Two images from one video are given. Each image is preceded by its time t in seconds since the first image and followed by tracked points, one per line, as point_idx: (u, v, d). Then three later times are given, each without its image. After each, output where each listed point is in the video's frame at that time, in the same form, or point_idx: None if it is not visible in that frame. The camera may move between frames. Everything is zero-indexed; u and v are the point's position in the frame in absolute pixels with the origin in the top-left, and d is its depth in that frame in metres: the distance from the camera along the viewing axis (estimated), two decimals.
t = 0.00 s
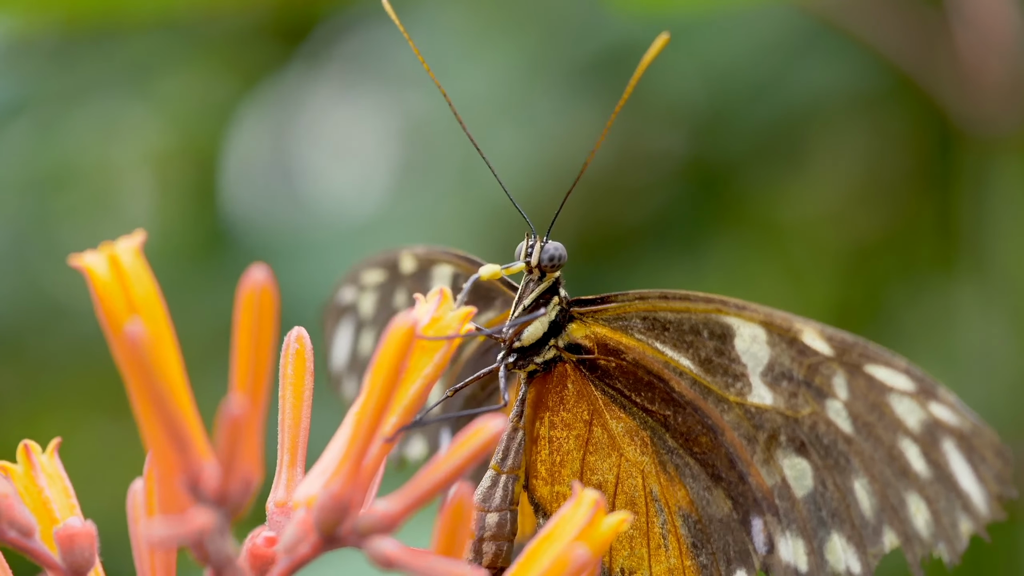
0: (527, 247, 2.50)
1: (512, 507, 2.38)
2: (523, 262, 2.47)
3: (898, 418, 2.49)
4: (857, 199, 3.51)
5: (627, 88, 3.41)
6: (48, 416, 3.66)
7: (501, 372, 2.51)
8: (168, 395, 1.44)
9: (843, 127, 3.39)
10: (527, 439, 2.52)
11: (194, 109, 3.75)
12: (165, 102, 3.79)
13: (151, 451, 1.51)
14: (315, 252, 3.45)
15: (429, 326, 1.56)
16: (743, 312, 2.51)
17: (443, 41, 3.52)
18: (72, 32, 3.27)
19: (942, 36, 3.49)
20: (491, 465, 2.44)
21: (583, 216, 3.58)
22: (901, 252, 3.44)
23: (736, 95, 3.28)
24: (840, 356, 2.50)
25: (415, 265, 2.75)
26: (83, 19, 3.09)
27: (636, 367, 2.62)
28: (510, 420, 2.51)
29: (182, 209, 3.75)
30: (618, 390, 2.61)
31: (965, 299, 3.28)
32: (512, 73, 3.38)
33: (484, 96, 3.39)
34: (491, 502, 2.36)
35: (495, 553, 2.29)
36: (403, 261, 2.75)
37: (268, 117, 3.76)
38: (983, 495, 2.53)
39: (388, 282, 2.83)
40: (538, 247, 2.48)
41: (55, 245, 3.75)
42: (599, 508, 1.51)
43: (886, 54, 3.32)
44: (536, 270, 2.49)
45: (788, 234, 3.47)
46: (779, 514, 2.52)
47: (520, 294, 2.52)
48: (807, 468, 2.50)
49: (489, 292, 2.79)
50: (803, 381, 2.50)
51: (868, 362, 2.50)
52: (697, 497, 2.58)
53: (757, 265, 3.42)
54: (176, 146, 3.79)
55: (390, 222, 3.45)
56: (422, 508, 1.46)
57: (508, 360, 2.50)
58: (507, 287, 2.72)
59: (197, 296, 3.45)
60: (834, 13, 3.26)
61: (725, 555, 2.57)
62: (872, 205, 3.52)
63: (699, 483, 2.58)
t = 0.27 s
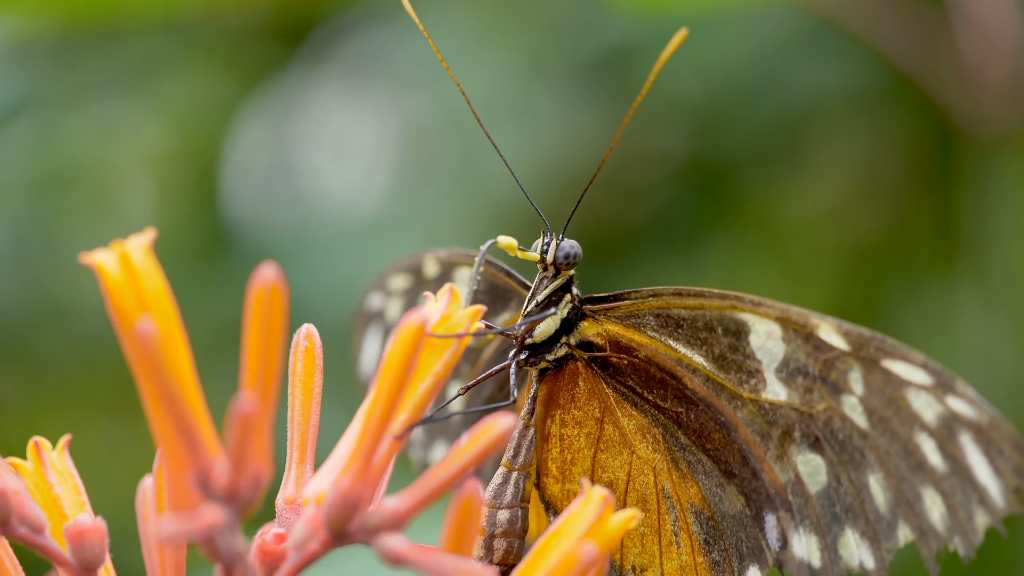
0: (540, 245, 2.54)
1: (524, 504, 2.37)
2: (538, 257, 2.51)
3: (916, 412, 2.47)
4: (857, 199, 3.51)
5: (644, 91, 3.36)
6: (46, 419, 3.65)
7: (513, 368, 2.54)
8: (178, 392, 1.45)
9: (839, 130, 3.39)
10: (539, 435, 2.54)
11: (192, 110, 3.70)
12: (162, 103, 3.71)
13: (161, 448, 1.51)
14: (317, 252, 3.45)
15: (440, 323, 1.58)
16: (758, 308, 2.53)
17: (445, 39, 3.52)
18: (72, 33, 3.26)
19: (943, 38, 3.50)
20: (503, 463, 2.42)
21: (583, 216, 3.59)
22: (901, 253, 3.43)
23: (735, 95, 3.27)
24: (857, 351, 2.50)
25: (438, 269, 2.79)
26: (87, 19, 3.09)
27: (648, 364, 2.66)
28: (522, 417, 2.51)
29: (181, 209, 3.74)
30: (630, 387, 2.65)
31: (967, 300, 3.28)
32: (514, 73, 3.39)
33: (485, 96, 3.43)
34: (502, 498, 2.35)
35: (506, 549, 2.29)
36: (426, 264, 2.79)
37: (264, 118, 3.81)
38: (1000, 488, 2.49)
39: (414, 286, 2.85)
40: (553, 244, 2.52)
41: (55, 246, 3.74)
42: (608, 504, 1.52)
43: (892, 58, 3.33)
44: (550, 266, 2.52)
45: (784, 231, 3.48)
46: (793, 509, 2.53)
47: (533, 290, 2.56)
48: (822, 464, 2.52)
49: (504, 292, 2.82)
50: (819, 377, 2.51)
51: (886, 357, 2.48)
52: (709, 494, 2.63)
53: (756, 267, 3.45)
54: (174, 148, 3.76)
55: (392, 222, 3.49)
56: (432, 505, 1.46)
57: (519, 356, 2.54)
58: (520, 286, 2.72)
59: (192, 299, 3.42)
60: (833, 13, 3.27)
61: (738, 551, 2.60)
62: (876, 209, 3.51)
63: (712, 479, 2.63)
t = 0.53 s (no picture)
0: (544, 239, 2.55)
1: (527, 497, 2.38)
2: (540, 255, 2.52)
3: (925, 408, 2.49)
4: (856, 199, 3.53)
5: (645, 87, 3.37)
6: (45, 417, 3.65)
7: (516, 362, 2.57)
8: (187, 385, 1.45)
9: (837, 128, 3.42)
10: (543, 429, 2.56)
11: (191, 108, 3.69)
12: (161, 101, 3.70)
13: (169, 440, 1.52)
14: (318, 250, 3.45)
15: (446, 317, 1.58)
16: (766, 304, 2.53)
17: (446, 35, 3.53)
18: (72, 30, 3.27)
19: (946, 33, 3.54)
20: (506, 456, 2.43)
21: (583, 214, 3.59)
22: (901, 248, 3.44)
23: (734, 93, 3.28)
24: (866, 348, 2.51)
25: (449, 259, 2.79)
26: (87, 17, 3.10)
27: (652, 359, 2.68)
28: (526, 411, 2.52)
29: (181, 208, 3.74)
30: (634, 381, 2.67)
31: (967, 299, 3.29)
32: (514, 71, 3.40)
33: (486, 93, 3.43)
34: (506, 492, 2.36)
35: (509, 543, 2.30)
36: (437, 254, 2.78)
37: (267, 119, 3.78)
38: (1009, 483, 2.53)
39: (425, 277, 2.84)
40: (555, 240, 2.53)
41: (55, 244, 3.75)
42: (614, 497, 1.53)
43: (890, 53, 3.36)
44: (553, 262, 2.53)
45: (784, 231, 3.48)
46: (800, 503, 2.52)
47: (537, 285, 2.58)
48: (829, 459, 2.51)
49: (512, 284, 2.85)
50: (827, 372, 2.51)
51: (895, 353, 2.50)
52: (714, 486, 2.64)
53: (756, 263, 3.45)
54: (173, 148, 3.73)
55: (393, 220, 3.51)
56: (437, 497, 1.46)
57: (524, 350, 2.56)
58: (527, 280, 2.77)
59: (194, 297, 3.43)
60: (831, 11, 3.28)
61: (743, 543, 2.62)
62: (873, 205, 3.53)
63: (716, 472, 2.64)
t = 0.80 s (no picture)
0: (551, 237, 2.58)
1: (529, 494, 2.38)
2: (546, 251, 2.54)
3: (935, 404, 2.46)
4: (855, 199, 3.53)
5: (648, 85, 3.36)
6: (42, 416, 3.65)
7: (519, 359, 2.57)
8: (189, 382, 1.46)
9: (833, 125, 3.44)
10: (545, 427, 2.57)
11: (189, 107, 3.69)
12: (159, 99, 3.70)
13: (171, 437, 1.53)
14: (317, 250, 3.46)
15: (447, 316, 1.59)
16: (774, 302, 2.53)
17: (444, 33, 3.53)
18: (70, 29, 3.27)
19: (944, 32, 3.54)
20: (509, 453, 2.42)
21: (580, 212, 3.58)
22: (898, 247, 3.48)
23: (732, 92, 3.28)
24: (876, 345, 2.50)
25: (471, 260, 2.81)
26: (86, 16, 3.09)
27: (655, 356, 2.69)
28: (529, 409, 2.50)
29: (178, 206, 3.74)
30: (638, 377, 2.70)
31: (966, 296, 3.30)
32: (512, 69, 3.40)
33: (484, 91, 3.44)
34: (508, 489, 2.36)
35: (512, 539, 2.30)
36: (459, 255, 2.80)
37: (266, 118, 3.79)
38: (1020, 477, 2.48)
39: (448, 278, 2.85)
40: (562, 237, 2.55)
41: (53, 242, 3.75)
42: (614, 494, 1.54)
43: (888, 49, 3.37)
44: (558, 260, 2.55)
45: (782, 230, 3.49)
46: (806, 498, 2.53)
47: (541, 282, 2.59)
48: (836, 455, 2.51)
49: (523, 283, 2.89)
50: (835, 369, 2.51)
51: (905, 350, 2.48)
52: (719, 483, 2.65)
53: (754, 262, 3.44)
54: (170, 144, 3.76)
55: (390, 218, 3.51)
56: (439, 495, 1.47)
57: (527, 348, 2.56)
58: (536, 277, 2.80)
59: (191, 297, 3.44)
60: (829, 9, 3.28)
61: (749, 539, 2.63)
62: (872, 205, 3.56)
63: (721, 469, 2.65)
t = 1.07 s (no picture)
0: (540, 240, 2.58)
1: (523, 495, 2.39)
2: (537, 253, 2.55)
3: (933, 405, 2.43)
4: (842, 198, 3.56)
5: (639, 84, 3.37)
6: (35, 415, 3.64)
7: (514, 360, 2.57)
8: (186, 380, 1.46)
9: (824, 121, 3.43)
10: (539, 426, 2.57)
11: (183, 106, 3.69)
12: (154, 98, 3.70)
13: (168, 436, 1.53)
14: (311, 249, 3.47)
15: (443, 314, 1.60)
16: (769, 302, 2.54)
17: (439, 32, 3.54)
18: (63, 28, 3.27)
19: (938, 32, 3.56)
20: (503, 454, 2.44)
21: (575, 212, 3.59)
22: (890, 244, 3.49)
23: (728, 92, 3.29)
24: (873, 346, 2.49)
25: (472, 255, 2.76)
26: (79, 16, 3.10)
27: (650, 356, 2.70)
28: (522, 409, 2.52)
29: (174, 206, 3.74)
30: (631, 378, 2.69)
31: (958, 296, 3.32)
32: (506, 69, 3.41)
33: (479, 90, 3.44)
34: (502, 490, 2.38)
35: (505, 540, 2.30)
36: (460, 250, 2.76)
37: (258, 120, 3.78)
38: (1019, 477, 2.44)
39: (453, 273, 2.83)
40: (551, 238, 2.57)
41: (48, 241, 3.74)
42: (609, 492, 1.55)
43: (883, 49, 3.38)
44: (549, 261, 2.56)
45: (769, 229, 3.51)
46: (801, 497, 2.54)
47: (533, 284, 2.61)
48: (831, 454, 2.51)
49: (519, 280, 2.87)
50: (832, 370, 2.52)
51: (902, 351, 2.46)
52: (713, 482, 2.66)
53: (745, 263, 3.45)
54: (164, 145, 3.73)
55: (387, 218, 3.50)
56: (435, 493, 1.47)
57: (521, 349, 2.56)
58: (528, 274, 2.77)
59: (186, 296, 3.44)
60: (822, 10, 3.29)
61: (743, 538, 2.64)
62: (861, 202, 3.56)
63: (715, 469, 2.66)
